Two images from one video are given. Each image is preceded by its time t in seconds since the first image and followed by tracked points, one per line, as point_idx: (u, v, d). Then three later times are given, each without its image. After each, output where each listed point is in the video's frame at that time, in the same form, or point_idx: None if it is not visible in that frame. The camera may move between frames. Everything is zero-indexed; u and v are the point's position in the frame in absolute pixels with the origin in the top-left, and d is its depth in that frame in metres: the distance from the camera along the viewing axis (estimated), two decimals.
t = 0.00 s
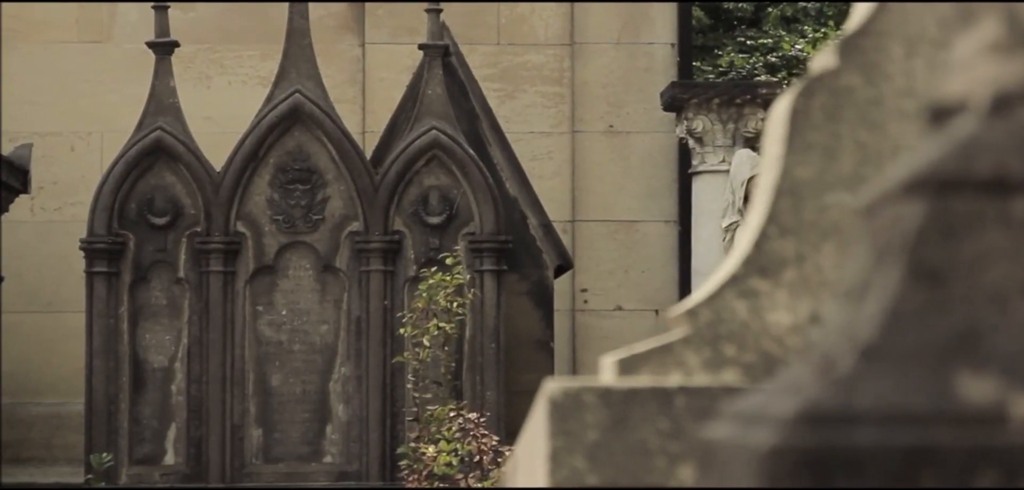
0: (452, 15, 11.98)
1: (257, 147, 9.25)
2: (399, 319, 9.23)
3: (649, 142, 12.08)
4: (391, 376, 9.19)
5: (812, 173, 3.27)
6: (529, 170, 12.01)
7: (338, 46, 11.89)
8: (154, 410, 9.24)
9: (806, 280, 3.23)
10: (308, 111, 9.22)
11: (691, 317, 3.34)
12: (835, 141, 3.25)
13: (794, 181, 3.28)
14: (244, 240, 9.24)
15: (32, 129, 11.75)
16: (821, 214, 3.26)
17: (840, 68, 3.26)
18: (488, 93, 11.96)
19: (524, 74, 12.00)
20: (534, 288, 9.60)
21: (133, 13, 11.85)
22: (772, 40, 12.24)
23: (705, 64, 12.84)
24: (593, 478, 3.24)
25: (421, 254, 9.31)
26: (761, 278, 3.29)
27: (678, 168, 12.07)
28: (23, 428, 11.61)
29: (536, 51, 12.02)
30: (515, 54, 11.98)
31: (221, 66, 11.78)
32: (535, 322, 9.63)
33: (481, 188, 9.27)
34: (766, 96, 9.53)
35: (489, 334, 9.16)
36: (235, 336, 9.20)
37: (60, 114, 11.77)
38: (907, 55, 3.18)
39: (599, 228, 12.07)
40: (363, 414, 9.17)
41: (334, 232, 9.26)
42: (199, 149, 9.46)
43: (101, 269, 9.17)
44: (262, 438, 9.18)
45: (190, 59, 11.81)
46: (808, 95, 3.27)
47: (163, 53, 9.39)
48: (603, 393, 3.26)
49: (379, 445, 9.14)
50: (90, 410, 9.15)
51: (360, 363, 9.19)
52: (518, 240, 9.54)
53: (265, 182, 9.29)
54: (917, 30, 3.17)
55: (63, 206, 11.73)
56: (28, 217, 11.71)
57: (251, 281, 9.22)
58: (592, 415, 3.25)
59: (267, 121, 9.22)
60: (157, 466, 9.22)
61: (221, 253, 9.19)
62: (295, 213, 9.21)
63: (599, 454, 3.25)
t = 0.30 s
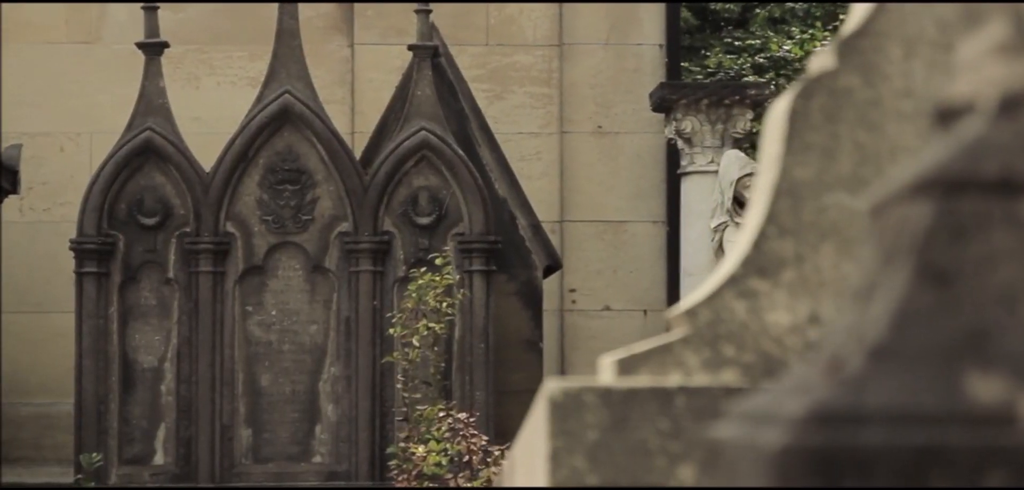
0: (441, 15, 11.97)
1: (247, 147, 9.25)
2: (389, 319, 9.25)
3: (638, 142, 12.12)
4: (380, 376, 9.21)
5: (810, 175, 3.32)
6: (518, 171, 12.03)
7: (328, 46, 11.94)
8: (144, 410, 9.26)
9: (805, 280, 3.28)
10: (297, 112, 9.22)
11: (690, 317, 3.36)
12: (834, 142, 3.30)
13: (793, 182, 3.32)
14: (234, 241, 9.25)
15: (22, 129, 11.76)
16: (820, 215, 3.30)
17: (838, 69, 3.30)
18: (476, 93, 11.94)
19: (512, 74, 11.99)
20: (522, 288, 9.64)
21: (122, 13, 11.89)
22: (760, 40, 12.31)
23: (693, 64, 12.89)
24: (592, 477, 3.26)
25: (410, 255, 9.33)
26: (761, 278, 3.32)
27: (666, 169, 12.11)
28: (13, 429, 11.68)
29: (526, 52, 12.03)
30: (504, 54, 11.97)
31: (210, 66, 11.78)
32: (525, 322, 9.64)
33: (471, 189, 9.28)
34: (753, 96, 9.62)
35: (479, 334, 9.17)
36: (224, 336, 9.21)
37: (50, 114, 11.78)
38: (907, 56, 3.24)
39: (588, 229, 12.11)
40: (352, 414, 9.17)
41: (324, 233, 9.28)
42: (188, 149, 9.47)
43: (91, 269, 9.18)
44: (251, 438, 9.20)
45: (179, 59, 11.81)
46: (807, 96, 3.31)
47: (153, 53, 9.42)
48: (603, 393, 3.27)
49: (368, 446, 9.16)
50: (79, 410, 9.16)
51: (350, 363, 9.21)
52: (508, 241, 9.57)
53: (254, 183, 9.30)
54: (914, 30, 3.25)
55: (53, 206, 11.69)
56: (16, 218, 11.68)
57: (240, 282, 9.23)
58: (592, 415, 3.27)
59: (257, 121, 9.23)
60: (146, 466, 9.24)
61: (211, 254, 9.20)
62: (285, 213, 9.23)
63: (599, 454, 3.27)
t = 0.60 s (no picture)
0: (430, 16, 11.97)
1: (237, 147, 9.27)
2: (378, 319, 9.27)
3: (626, 142, 12.15)
4: (370, 377, 9.22)
5: (810, 175, 3.34)
6: (506, 171, 12.05)
7: (317, 46, 11.97)
8: (134, 411, 9.29)
9: (806, 281, 3.29)
10: (287, 112, 9.24)
11: (690, 318, 3.39)
12: (833, 143, 3.32)
13: (793, 182, 3.34)
14: (223, 241, 9.26)
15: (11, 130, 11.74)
16: (820, 215, 3.32)
17: (837, 70, 3.33)
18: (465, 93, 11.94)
19: (501, 74, 12.00)
20: (511, 288, 9.65)
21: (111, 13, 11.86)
22: (748, 41, 12.39)
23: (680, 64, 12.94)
24: (595, 477, 3.29)
25: (399, 255, 9.34)
26: (760, 278, 3.33)
27: (654, 169, 12.15)
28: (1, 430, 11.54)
29: (514, 53, 12.06)
30: (493, 55, 11.97)
31: (199, 67, 11.80)
32: (513, 322, 9.67)
33: (460, 189, 9.30)
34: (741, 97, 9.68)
35: (468, 334, 9.18)
36: (214, 336, 9.23)
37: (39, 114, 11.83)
38: (907, 57, 3.26)
39: (576, 229, 12.13)
40: (341, 414, 9.20)
41: (313, 233, 9.29)
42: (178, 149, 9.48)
43: (80, 269, 9.19)
44: (241, 438, 9.23)
45: (167, 60, 11.82)
46: (807, 97, 3.33)
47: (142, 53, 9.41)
48: (604, 393, 3.30)
49: (357, 446, 9.18)
50: (69, 410, 9.20)
51: (338, 363, 9.22)
52: (497, 242, 9.59)
53: (243, 183, 9.32)
54: (912, 32, 3.25)
55: (41, 207, 11.71)
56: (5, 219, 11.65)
57: (230, 282, 9.24)
58: (594, 415, 3.30)
59: (246, 121, 9.24)
60: (136, 466, 9.27)
61: (200, 254, 9.21)
62: (274, 214, 9.24)
63: (601, 455, 3.29)
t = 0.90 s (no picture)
0: (418, 17, 11.98)
1: (225, 148, 9.27)
2: (366, 319, 9.31)
3: (613, 143, 12.19)
4: (358, 377, 9.26)
5: (811, 175, 3.36)
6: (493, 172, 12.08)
7: (304, 47, 12.02)
8: (122, 411, 9.30)
9: (806, 281, 3.33)
10: (274, 113, 9.24)
11: (692, 318, 3.40)
12: (834, 144, 3.34)
13: (794, 183, 3.36)
14: (211, 241, 9.27)
15: None
16: (821, 215, 3.35)
17: (838, 71, 3.34)
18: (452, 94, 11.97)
19: (488, 75, 12.03)
20: (498, 288, 9.68)
21: (98, 16, 11.94)
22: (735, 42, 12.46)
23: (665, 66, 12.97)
24: (597, 477, 3.30)
25: (387, 255, 9.37)
26: (761, 278, 3.35)
27: (640, 170, 12.22)
28: None
29: (501, 54, 12.09)
30: (480, 56, 12.01)
31: (187, 68, 11.82)
32: (501, 322, 9.69)
33: (448, 190, 9.32)
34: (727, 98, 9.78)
35: (456, 334, 9.22)
36: (202, 336, 9.25)
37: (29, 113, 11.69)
38: (907, 58, 3.32)
39: (563, 230, 12.16)
40: (329, 415, 9.22)
41: (301, 234, 9.32)
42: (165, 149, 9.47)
43: (68, 269, 9.19)
44: (229, 438, 9.24)
45: (154, 61, 11.85)
46: (808, 98, 3.34)
47: (129, 55, 9.42)
48: (607, 394, 3.30)
49: (345, 446, 9.19)
50: (57, 410, 9.20)
51: (327, 364, 9.24)
52: (484, 242, 9.62)
53: (231, 184, 9.33)
54: (913, 34, 3.31)
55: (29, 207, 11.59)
56: None
57: (218, 282, 9.26)
58: (596, 416, 3.30)
59: (234, 122, 9.24)
60: (123, 466, 9.28)
61: (188, 254, 9.23)
62: (262, 214, 9.26)
63: (603, 455, 3.30)
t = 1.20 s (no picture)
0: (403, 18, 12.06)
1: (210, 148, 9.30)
2: (352, 319, 9.33)
3: (596, 142, 12.23)
4: (343, 376, 9.27)
5: (807, 176, 3.37)
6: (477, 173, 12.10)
7: (289, 48, 12.06)
8: (108, 410, 9.32)
9: (802, 280, 3.35)
10: (261, 113, 9.27)
11: (688, 318, 3.41)
12: (831, 144, 3.36)
13: (791, 183, 3.37)
14: (197, 241, 9.30)
15: None
16: (816, 216, 3.36)
17: (833, 72, 3.36)
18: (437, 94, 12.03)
19: (472, 76, 12.07)
20: (484, 288, 9.73)
21: (85, 16, 11.96)
22: (719, 42, 12.59)
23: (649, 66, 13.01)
24: (596, 477, 3.33)
25: (374, 255, 9.42)
26: (758, 278, 3.37)
27: (624, 171, 12.26)
28: None
29: (485, 55, 12.13)
30: (464, 56, 12.05)
31: (171, 67, 11.82)
32: (486, 322, 9.70)
33: (434, 190, 9.37)
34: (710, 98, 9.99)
35: (442, 333, 9.25)
36: (188, 336, 9.25)
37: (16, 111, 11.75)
38: (903, 59, 3.33)
39: (546, 230, 12.20)
40: (315, 414, 9.24)
41: (287, 233, 9.34)
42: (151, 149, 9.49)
43: (55, 269, 9.22)
44: (215, 438, 9.25)
45: (139, 62, 11.85)
46: (804, 100, 3.35)
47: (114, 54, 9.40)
48: (605, 393, 3.33)
49: (331, 445, 9.22)
50: (43, 410, 9.20)
51: (312, 363, 9.27)
52: (469, 242, 9.67)
53: (217, 184, 9.35)
54: (908, 34, 3.33)
55: (13, 208, 11.53)
56: None
57: (204, 282, 9.28)
58: (595, 415, 3.33)
59: (221, 122, 9.27)
60: (110, 466, 9.31)
61: (174, 254, 9.25)
62: (248, 214, 9.28)
63: (602, 455, 3.33)
